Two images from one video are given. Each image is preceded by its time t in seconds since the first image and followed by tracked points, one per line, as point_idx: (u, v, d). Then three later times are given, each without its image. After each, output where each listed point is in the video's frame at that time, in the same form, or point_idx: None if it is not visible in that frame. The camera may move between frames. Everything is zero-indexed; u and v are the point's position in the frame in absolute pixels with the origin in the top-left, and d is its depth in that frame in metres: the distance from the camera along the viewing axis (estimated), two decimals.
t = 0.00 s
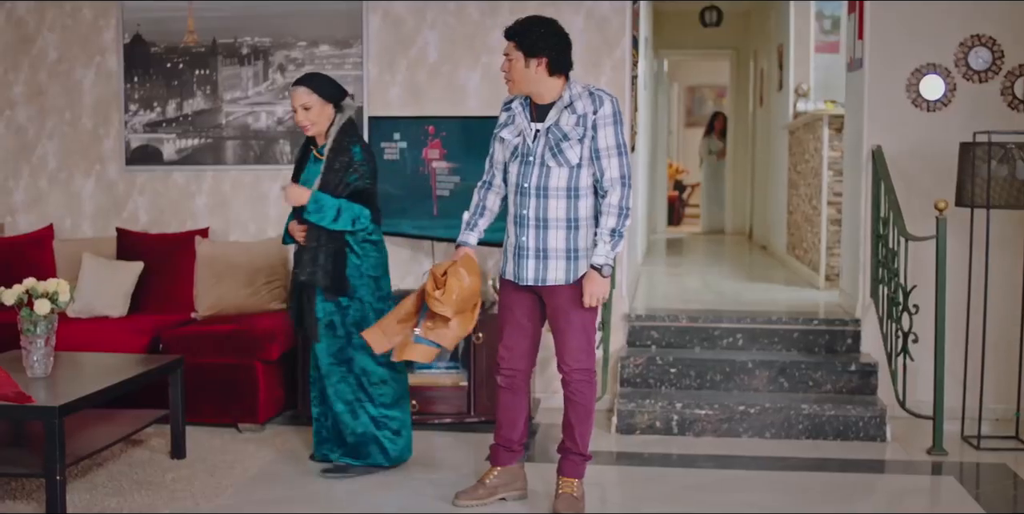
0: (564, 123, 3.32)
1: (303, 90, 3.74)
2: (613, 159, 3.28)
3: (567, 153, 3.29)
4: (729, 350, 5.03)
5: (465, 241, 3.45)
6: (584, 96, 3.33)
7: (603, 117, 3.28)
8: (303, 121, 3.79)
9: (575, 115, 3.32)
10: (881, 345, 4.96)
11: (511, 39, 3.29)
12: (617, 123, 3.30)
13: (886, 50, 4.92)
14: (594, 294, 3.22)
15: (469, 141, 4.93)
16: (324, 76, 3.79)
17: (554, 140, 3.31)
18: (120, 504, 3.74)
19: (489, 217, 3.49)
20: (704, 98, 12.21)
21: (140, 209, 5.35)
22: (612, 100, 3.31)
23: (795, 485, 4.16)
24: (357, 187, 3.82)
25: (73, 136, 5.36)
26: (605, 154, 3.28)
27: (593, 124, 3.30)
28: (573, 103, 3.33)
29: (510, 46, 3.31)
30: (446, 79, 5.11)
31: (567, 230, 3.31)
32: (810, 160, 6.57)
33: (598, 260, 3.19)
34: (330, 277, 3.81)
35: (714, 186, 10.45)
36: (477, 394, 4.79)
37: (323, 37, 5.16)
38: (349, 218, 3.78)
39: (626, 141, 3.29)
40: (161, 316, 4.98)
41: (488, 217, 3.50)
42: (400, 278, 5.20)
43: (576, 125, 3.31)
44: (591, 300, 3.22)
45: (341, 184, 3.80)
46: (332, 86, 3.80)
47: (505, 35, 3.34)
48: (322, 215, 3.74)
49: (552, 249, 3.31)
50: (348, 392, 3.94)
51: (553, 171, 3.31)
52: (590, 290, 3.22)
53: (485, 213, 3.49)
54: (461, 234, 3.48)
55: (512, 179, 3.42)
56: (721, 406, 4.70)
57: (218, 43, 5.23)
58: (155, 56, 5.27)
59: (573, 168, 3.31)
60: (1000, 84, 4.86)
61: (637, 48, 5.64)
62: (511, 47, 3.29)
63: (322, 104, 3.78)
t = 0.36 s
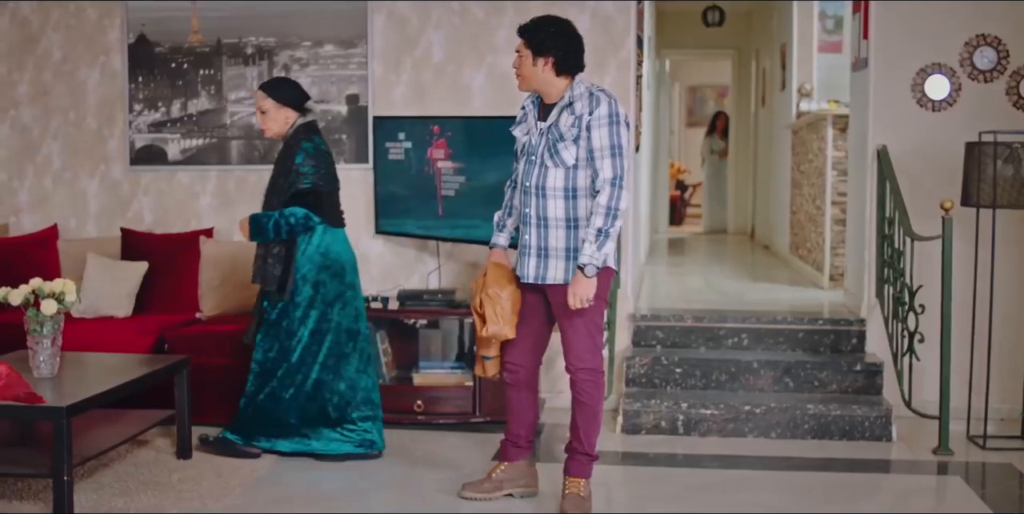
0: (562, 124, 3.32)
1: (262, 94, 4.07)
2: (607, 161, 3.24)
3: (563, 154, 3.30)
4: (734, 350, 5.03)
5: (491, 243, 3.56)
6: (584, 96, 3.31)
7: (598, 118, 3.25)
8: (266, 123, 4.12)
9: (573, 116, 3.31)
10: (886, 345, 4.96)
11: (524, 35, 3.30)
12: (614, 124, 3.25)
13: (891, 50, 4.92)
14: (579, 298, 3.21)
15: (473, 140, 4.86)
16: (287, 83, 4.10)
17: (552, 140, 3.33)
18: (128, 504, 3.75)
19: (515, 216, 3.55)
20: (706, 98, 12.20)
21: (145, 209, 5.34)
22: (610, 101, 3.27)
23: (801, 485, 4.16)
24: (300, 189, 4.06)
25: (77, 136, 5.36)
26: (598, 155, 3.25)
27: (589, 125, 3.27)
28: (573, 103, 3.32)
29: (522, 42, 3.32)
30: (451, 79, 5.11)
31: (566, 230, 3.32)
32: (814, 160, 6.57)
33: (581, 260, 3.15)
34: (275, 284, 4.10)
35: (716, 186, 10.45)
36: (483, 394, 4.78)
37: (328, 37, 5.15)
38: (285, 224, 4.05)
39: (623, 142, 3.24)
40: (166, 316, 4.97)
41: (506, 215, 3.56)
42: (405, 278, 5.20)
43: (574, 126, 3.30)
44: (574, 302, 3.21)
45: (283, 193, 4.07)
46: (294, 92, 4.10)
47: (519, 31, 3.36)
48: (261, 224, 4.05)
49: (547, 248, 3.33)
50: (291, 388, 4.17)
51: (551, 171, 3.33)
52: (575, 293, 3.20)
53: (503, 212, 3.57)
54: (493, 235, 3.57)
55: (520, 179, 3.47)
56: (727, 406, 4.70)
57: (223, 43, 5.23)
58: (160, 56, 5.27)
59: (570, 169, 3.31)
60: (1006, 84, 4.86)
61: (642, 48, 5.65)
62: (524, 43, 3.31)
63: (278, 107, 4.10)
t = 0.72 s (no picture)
0: (551, 123, 3.42)
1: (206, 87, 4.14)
2: (587, 156, 3.29)
3: (550, 153, 3.40)
4: (742, 350, 5.02)
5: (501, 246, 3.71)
6: (572, 96, 3.39)
7: (581, 115, 3.32)
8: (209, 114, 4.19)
9: (561, 115, 3.39)
10: (894, 345, 4.96)
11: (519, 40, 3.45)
12: (596, 121, 3.31)
13: (899, 49, 4.92)
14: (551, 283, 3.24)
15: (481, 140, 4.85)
16: (230, 79, 4.12)
17: (542, 139, 3.43)
18: (137, 504, 3.75)
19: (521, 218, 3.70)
20: (708, 98, 12.19)
21: (151, 209, 5.34)
22: (593, 99, 3.33)
23: (811, 485, 4.16)
24: (221, 184, 4.08)
25: (84, 136, 5.36)
26: (579, 151, 3.31)
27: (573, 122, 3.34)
28: (561, 102, 3.41)
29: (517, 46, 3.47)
30: (458, 79, 5.10)
31: (555, 228, 3.43)
32: (820, 160, 6.56)
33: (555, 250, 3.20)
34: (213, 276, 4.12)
35: (718, 186, 10.44)
36: (492, 394, 4.79)
37: (335, 37, 5.15)
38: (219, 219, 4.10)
39: (604, 138, 3.29)
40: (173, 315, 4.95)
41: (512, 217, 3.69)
42: (412, 278, 5.19)
43: (560, 125, 3.39)
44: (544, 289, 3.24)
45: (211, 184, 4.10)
46: (227, 89, 4.11)
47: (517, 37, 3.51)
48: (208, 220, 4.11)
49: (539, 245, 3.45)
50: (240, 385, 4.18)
51: (540, 169, 3.43)
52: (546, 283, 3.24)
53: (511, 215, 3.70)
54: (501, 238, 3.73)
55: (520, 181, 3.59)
56: (735, 406, 4.69)
57: (230, 43, 5.22)
58: (166, 56, 5.27)
59: (557, 167, 3.40)
60: (1013, 84, 4.86)
61: (649, 47, 5.64)
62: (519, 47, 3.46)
63: (220, 102, 4.15)
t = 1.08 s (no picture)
0: (519, 122, 3.51)
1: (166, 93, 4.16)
2: (552, 152, 3.39)
3: (519, 150, 3.48)
4: (752, 350, 5.01)
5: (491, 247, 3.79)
6: (538, 94, 3.48)
7: (545, 111, 3.41)
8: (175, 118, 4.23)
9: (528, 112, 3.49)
10: (904, 345, 4.96)
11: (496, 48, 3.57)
12: (560, 116, 3.40)
13: (909, 49, 4.92)
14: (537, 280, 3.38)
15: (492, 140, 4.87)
16: (183, 87, 4.07)
17: (513, 137, 3.52)
18: (151, 505, 3.76)
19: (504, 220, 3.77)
20: (711, 98, 12.19)
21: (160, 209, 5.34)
22: (557, 95, 3.43)
23: (823, 485, 4.16)
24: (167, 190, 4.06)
25: (93, 136, 5.35)
26: (545, 148, 3.40)
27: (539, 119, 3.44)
28: (530, 100, 3.50)
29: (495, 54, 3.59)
30: (468, 79, 5.10)
31: (529, 222, 3.50)
32: (827, 160, 6.56)
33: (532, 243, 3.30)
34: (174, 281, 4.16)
35: (722, 185, 10.44)
36: (502, 394, 4.78)
37: (344, 37, 5.15)
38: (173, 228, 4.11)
39: (569, 132, 3.38)
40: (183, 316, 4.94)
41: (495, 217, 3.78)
42: (422, 277, 5.18)
43: (526, 123, 3.48)
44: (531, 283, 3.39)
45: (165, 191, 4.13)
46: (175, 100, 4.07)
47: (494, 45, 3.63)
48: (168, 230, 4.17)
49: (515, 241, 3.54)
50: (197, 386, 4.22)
51: (511, 168, 3.52)
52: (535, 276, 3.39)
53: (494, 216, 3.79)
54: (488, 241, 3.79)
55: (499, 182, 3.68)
56: (746, 406, 4.69)
57: (239, 43, 5.22)
58: (175, 56, 5.26)
59: (527, 163, 3.49)
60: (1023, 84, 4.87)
61: (658, 47, 5.63)
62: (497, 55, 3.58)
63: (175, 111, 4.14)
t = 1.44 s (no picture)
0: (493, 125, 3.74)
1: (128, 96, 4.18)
2: (523, 154, 3.62)
3: (494, 153, 3.71)
4: (768, 349, 5.00)
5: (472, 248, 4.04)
6: (512, 99, 3.70)
7: (516, 116, 3.63)
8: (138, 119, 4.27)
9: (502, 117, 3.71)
10: (921, 345, 4.94)
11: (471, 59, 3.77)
12: (531, 120, 3.62)
13: (926, 48, 4.91)
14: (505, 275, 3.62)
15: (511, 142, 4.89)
16: (149, 89, 4.12)
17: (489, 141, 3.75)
18: (171, 506, 3.76)
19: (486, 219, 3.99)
20: (719, 97, 12.16)
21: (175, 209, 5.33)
22: (528, 100, 3.65)
23: (842, 485, 4.15)
24: (153, 189, 4.10)
25: (107, 136, 5.34)
26: (517, 150, 3.63)
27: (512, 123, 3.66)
28: (505, 105, 3.72)
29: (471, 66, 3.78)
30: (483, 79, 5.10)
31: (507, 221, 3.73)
32: (839, 159, 6.54)
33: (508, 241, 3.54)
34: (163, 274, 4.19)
35: (730, 185, 10.42)
36: (518, 393, 4.82)
37: (360, 37, 5.14)
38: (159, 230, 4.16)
39: (539, 134, 3.60)
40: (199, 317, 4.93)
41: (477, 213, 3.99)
42: (438, 277, 5.17)
43: (500, 128, 3.70)
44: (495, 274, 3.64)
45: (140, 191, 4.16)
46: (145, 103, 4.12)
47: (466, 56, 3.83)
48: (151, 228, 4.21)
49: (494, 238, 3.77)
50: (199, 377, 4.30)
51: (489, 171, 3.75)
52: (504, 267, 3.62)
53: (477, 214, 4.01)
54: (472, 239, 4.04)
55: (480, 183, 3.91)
56: (763, 405, 4.68)
57: (254, 43, 5.22)
58: (190, 56, 5.26)
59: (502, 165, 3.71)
60: None
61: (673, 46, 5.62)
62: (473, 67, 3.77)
63: (143, 110, 4.15)
